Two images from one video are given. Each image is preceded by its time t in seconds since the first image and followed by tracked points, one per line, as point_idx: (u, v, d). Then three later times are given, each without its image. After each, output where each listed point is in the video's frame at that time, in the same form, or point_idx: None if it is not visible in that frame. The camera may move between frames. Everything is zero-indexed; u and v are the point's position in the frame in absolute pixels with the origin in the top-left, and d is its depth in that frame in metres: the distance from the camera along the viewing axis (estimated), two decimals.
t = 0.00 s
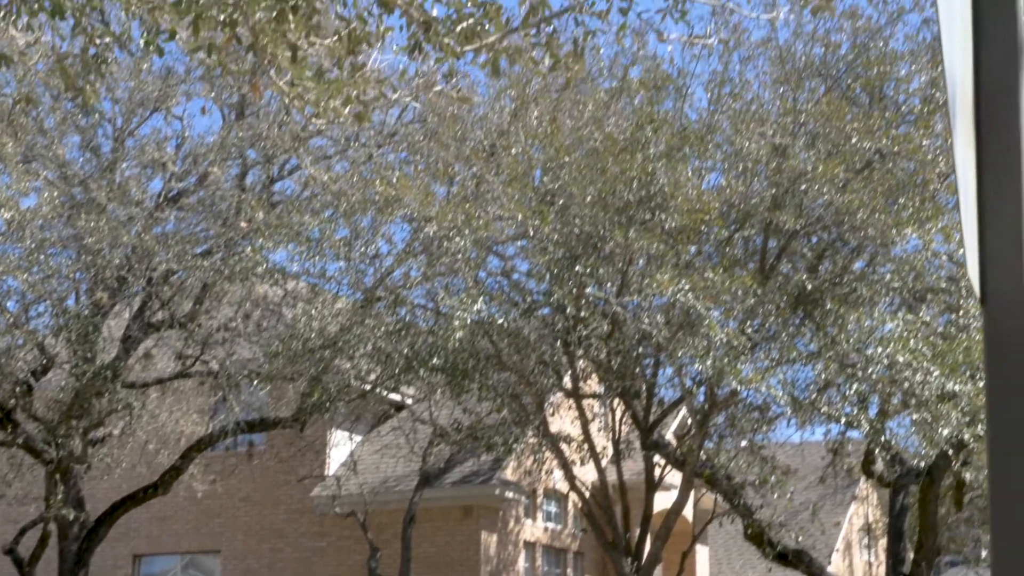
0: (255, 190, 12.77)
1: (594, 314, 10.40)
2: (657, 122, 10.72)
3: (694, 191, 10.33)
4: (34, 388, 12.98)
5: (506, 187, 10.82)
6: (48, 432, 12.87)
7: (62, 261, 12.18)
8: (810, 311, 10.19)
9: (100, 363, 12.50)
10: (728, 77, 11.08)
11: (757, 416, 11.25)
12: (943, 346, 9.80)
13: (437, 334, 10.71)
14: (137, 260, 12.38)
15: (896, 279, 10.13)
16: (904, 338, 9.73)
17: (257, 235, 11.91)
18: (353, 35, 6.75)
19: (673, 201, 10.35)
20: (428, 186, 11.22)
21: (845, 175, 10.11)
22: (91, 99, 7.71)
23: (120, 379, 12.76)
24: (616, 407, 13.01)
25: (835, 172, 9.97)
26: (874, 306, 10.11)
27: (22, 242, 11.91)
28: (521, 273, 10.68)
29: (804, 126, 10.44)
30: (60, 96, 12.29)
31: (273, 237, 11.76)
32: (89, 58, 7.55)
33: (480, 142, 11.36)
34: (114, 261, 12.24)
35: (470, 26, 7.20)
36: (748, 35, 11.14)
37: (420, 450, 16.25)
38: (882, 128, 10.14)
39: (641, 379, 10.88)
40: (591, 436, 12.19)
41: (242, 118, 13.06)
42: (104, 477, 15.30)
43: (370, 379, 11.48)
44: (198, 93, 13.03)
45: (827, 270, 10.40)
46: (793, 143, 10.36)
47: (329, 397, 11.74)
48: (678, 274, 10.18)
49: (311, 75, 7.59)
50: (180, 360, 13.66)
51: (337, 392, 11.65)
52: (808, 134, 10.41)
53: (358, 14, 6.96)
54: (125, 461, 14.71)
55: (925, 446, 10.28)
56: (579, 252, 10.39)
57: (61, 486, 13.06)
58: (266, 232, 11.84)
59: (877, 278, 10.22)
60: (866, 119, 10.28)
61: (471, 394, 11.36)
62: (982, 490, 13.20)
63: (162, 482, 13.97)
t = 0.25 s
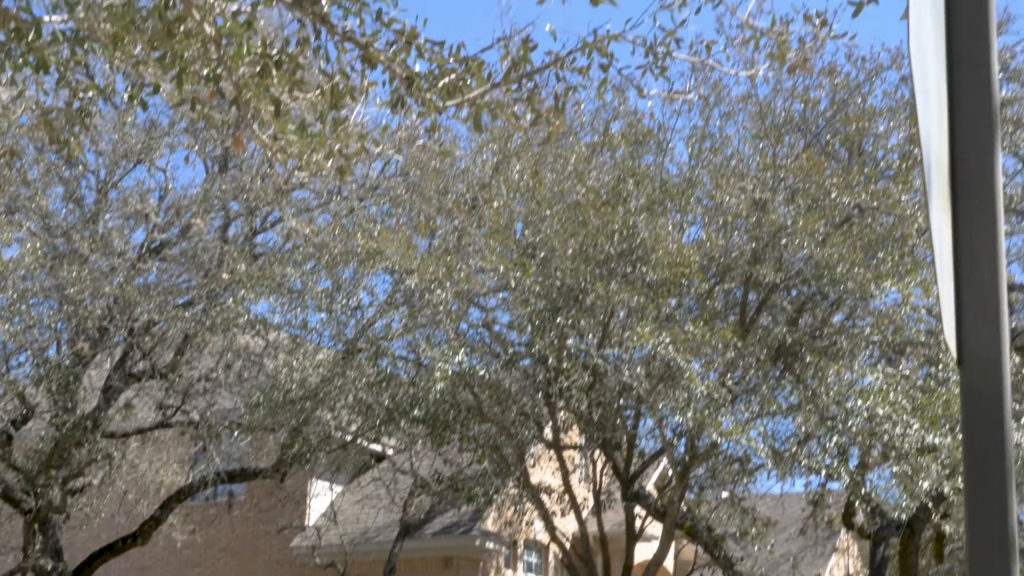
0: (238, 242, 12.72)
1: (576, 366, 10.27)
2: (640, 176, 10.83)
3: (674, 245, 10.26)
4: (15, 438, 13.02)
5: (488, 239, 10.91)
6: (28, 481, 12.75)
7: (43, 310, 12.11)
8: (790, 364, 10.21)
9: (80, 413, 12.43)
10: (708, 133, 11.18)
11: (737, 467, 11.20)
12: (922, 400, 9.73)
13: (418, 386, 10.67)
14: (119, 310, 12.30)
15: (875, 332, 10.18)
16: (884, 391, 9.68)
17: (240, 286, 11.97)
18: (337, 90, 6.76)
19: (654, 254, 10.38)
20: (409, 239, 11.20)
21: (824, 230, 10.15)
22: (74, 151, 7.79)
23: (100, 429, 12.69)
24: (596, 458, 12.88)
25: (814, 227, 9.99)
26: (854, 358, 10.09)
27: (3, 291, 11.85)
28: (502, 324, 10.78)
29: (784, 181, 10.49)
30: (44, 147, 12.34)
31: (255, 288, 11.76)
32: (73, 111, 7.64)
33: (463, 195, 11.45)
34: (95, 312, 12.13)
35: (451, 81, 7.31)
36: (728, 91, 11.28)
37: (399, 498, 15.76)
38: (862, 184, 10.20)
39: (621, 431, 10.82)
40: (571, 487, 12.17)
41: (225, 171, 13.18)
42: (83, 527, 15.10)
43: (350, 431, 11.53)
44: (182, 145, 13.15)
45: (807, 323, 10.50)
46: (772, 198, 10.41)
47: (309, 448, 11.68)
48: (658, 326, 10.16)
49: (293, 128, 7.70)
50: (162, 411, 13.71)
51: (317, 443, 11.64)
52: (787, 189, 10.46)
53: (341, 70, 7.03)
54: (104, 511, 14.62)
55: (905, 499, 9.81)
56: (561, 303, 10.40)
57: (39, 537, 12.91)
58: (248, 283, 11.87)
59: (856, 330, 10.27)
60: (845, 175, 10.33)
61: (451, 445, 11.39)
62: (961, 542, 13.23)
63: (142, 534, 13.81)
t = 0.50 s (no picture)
0: (226, 298, 12.74)
1: (562, 425, 10.35)
2: (629, 236, 10.86)
3: (661, 303, 10.36)
4: None
5: (476, 297, 10.95)
6: (13, 537, 12.81)
7: (30, 366, 12.12)
8: (775, 422, 10.20)
9: (66, 468, 12.52)
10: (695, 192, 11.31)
11: (724, 525, 11.10)
12: (908, 458, 9.63)
13: (404, 443, 10.75)
14: (106, 365, 12.32)
15: (861, 391, 9.99)
16: (870, 449, 9.66)
17: (228, 342, 11.98)
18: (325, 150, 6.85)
19: (640, 313, 10.40)
20: (397, 296, 11.29)
21: (810, 289, 10.28)
22: (62, 210, 7.84)
23: (87, 484, 12.77)
24: (583, 515, 12.61)
25: (800, 286, 10.12)
26: (840, 417, 10.02)
27: None
28: (489, 381, 10.75)
29: (769, 241, 10.64)
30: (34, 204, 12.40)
31: (244, 344, 11.78)
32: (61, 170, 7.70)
33: (451, 253, 11.45)
34: (82, 367, 12.12)
35: (440, 142, 7.38)
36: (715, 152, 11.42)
37: (384, 556, 15.25)
38: (847, 244, 10.26)
39: (609, 488, 10.82)
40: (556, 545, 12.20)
41: (214, 227, 13.20)
42: None
43: (337, 487, 11.52)
44: (170, 202, 13.30)
45: (793, 381, 10.43)
46: (759, 257, 10.52)
47: (295, 504, 11.69)
48: (645, 384, 10.20)
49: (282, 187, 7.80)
50: (149, 466, 13.71)
51: (303, 499, 11.64)
52: (773, 249, 10.60)
53: (330, 132, 7.19)
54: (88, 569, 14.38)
55: (891, 558, 9.75)
56: (548, 361, 10.39)
57: None
58: (236, 338, 11.88)
59: (843, 389, 10.10)
60: (831, 235, 10.44)
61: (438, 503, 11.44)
62: None
63: None
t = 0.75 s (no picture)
0: (219, 356, 12.69)
1: (555, 486, 10.26)
2: (621, 296, 10.90)
3: (654, 363, 10.28)
4: None
5: (469, 357, 10.93)
6: None
7: (20, 426, 12.12)
8: (769, 484, 10.11)
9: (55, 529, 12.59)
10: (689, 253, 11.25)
11: None
12: (902, 522, 9.48)
13: (396, 505, 10.71)
14: (98, 425, 12.28)
15: (853, 453, 9.95)
16: (863, 513, 9.50)
17: (220, 402, 11.98)
18: (321, 211, 6.93)
19: (634, 373, 10.32)
20: (391, 355, 11.28)
21: (803, 350, 10.23)
22: (55, 269, 7.86)
23: (76, 544, 12.84)
24: None
25: (793, 347, 10.10)
26: (833, 480, 9.91)
27: None
28: (483, 441, 10.63)
29: (763, 301, 10.59)
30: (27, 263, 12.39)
31: (236, 403, 11.83)
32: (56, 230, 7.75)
33: (445, 311, 11.47)
34: (74, 428, 12.12)
35: (434, 204, 7.40)
36: (708, 213, 11.48)
37: None
38: (840, 305, 10.30)
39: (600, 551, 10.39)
40: None
41: (208, 285, 13.08)
42: None
43: (328, 549, 11.40)
44: (165, 261, 13.19)
45: (786, 443, 10.33)
46: (752, 318, 10.50)
47: (286, 567, 11.49)
48: (638, 445, 10.04)
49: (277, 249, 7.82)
50: (138, 527, 13.64)
51: (294, 562, 11.49)
52: (767, 309, 10.55)
53: (325, 193, 7.20)
54: None
55: None
56: (541, 422, 10.33)
57: None
58: (229, 399, 11.92)
59: (835, 452, 10.03)
60: (823, 296, 10.50)
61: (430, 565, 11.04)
62: None
63: None
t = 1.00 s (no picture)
0: (216, 414, 12.61)
1: (553, 546, 10.22)
2: (621, 354, 10.75)
3: (654, 422, 10.18)
4: None
5: (467, 415, 10.88)
6: None
7: (15, 482, 12.05)
8: (770, 544, 10.00)
9: None
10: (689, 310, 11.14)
11: None
12: None
13: (393, 564, 10.70)
14: (93, 483, 12.25)
15: (855, 514, 9.76)
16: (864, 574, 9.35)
17: (217, 459, 11.91)
18: (320, 269, 6.92)
19: (633, 432, 10.25)
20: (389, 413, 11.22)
21: (803, 409, 10.16)
22: (54, 326, 7.85)
23: None
24: None
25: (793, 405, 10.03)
26: (834, 541, 9.81)
27: None
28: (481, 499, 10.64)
29: (763, 359, 10.44)
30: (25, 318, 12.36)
31: (233, 460, 11.76)
32: (56, 287, 7.77)
33: (444, 368, 11.44)
34: (69, 484, 12.09)
35: (434, 263, 7.36)
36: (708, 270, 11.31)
37: None
38: (840, 363, 10.23)
39: None
40: None
41: (207, 341, 13.11)
42: None
43: None
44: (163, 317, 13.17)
45: (786, 503, 10.21)
46: (752, 376, 10.36)
47: None
48: (637, 506, 10.00)
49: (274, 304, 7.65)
50: None
51: None
52: (767, 366, 10.41)
53: (325, 251, 7.18)
54: None
55: None
56: (539, 481, 10.37)
57: None
58: (226, 456, 11.83)
59: (836, 512, 9.89)
60: (825, 354, 10.35)
61: None
62: None
63: None
